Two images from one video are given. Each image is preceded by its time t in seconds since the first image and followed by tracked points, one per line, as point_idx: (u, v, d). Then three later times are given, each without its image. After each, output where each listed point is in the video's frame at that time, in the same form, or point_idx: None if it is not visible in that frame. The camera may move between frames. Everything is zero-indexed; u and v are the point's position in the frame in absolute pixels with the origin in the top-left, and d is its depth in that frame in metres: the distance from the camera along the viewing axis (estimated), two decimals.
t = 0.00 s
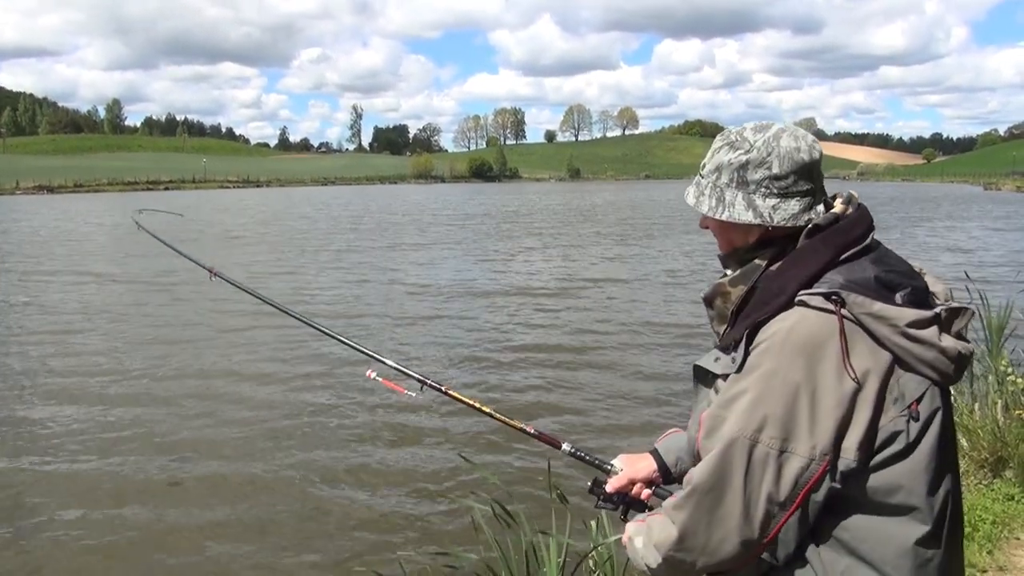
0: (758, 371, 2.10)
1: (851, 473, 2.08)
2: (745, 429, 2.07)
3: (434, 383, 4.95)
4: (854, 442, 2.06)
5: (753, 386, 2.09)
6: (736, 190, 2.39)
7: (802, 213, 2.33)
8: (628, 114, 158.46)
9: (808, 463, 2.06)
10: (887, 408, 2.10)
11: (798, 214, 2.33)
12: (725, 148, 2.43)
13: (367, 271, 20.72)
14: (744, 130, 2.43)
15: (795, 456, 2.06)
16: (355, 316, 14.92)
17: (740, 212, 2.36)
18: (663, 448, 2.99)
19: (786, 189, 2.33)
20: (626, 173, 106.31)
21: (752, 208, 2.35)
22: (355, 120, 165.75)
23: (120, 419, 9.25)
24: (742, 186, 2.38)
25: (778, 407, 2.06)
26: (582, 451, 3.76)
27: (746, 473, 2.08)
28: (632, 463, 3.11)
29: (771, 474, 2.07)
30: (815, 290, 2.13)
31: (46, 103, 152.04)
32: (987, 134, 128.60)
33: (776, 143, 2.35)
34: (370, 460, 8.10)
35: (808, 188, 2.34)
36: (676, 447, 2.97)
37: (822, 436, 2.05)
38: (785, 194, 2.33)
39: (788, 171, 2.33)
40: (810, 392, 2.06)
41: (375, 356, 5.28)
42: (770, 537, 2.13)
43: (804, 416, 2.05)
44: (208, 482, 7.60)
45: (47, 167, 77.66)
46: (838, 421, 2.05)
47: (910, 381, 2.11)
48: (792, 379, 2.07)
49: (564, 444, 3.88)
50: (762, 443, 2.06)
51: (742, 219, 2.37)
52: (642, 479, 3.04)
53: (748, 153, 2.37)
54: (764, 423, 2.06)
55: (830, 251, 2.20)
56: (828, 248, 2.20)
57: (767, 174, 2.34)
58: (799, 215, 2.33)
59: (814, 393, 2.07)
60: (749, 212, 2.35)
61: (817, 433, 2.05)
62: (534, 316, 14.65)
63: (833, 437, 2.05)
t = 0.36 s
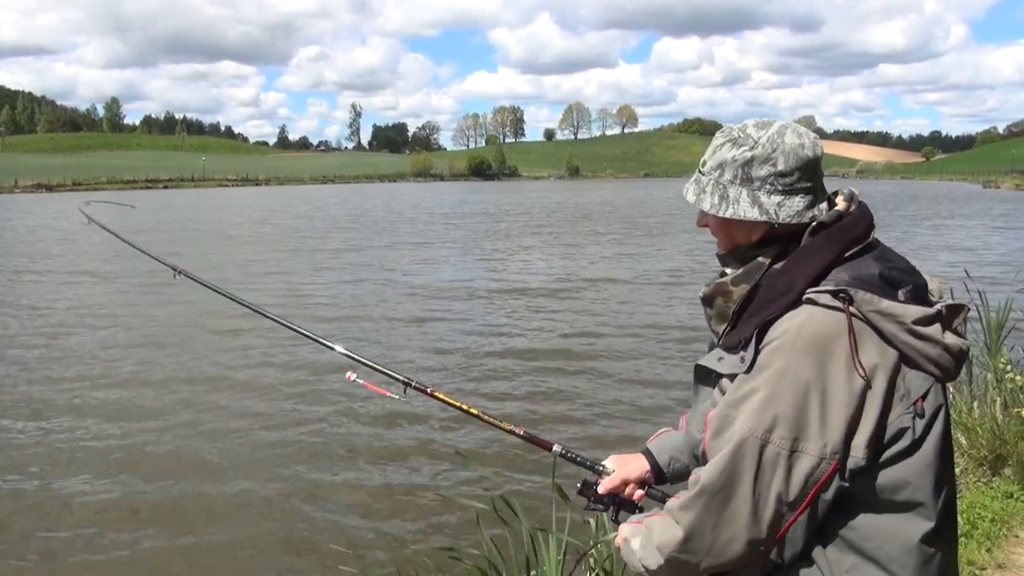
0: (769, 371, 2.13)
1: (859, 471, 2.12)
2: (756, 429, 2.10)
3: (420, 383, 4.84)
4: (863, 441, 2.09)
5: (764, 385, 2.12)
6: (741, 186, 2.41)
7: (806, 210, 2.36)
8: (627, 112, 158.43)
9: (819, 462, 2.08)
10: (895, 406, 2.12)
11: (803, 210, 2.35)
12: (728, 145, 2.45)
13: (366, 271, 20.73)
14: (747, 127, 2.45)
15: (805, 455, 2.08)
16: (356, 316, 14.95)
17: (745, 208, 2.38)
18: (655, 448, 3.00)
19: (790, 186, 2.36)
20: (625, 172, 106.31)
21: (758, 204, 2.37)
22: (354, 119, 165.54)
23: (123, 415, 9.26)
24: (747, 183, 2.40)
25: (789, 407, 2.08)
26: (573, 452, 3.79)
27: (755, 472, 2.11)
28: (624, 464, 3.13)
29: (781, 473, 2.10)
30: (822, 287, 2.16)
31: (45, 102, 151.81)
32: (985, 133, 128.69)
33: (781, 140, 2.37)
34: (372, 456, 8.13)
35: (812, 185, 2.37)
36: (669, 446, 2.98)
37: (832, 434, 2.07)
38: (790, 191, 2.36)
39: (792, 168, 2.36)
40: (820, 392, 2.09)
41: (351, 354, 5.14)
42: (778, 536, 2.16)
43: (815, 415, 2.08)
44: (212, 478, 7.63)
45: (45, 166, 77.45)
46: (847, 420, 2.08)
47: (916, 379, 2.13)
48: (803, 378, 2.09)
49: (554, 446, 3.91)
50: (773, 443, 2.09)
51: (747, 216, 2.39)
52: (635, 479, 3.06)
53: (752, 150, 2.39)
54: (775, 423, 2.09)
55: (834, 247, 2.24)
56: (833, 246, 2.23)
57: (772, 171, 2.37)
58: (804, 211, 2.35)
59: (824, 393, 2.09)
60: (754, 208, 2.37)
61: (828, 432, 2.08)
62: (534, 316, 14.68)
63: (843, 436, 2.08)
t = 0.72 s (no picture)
0: (782, 359, 2.11)
1: (870, 460, 2.10)
2: (767, 416, 2.08)
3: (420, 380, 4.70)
4: (873, 429, 2.07)
5: (775, 374, 2.10)
6: (757, 179, 2.40)
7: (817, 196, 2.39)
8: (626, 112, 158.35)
9: (829, 450, 2.07)
10: (902, 397, 2.13)
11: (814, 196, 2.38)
12: (731, 145, 2.46)
13: (366, 271, 20.72)
14: (742, 129, 2.49)
15: (816, 443, 2.07)
16: (354, 317, 14.91)
17: (767, 198, 2.37)
18: (659, 446, 3.01)
19: (799, 172, 2.40)
20: (625, 171, 106.28)
21: (780, 192, 2.37)
22: (354, 118, 165.42)
23: (121, 419, 9.23)
24: (762, 175, 2.40)
25: (801, 395, 2.06)
26: (575, 450, 3.78)
27: (766, 460, 2.09)
28: (628, 461, 3.11)
29: (792, 460, 2.08)
30: (831, 279, 2.16)
31: (45, 101, 151.71)
32: (984, 132, 128.71)
33: (778, 133, 2.44)
34: (372, 458, 8.10)
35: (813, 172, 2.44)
36: (674, 444, 2.99)
37: (843, 422, 2.06)
38: (800, 178, 2.40)
39: (798, 155, 2.41)
40: (831, 380, 2.07)
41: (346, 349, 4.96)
42: (787, 526, 2.14)
43: (827, 402, 2.06)
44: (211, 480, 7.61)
45: (44, 166, 77.37)
46: (857, 408, 2.07)
47: (922, 370, 2.14)
48: (815, 367, 2.08)
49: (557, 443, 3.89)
50: (785, 431, 2.07)
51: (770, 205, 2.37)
52: (638, 477, 3.04)
53: (759, 144, 2.42)
54: (787, 410, 2.06)
55: (843, 242, 2.23)
56: (839, 239, 2.23)
57: (782, 160, 2.40)
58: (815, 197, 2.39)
59: (836, 381, 2.08)
60: (776, 197, 2.36)
61: (839, 420, 2.06)
62: (533, 317, 14.67)
63: (853, 423, 2.06)
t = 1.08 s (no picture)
0: (817, 332, 2.15)
1: (893, 435, 2.15)
2: (800, 384, 2.11)
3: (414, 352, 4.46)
4: (897, 405, 2.13)
5: (809, 345, 2.14)
6: (804, 160, 2.49)
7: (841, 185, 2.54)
8: (626, 115, 158.45)
9: (856, 422, 2.11)
10: (923, 377, 2.17)
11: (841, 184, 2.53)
12: (770, 130, 2.55)
13: (366, 275, 20.77)
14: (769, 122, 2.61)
15: (844, 414, 2.10)
16: (354, 321, 14.93)
17: (818, 174, 2.46)
18: (655, 436, 3.07)
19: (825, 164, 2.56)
20: (624, 174, 106.35)
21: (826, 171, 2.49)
22: (354, 121, 165.84)
23: (122, 422, 9.24)
24: (807, 157, 2.51)
25: (833, 366, 2.10)
26: (571, 436, 3.81)
27: (797, 428, 2.12)
28: (624, 450, 3.18)
29: (821, 430, 2.11)
30: (860, 261, 2.20)
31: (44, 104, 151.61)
32: (984, 135, 128.83)
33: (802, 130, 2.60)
34: (375, 463, 8.15)
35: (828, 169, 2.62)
36: (669, 436, 3.05)
37: (871, 396, 2.10)
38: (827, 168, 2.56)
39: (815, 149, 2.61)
40: (863, 353, 2.11)
41: (339, 317, 4.67)
42: (808, 496, 2.18)
43: (857, 375, 2.10)
44: (216, 484, 7.64)
45: (44, 169, 77.36)
46: (884, 382, 2.11)
47: (940, 354, 2.20)
48: (848, 339, 2.11)
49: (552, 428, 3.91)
50: (816, 400, 2.11)
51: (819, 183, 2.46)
52: (634, 466, 3.12)
53: (795, 131, 2.54)
54: (820, 379, 2.10)
55: (867, 230, 2.27)
56: (865, 227, 2.28)
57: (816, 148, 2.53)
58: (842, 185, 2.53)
59: (868, 354, 2.12)
60: (823, 176, 2.47)
61: (867, 393, 2.11)
62: (534, 320, 14.72)
63: (880, 397, 2.11)
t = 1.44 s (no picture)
0: (818, 341, 2.15)
1: (890, 448, 2.16)
2: (798, 393, 2.12)
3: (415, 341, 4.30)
4: (897, 417, 2.13)
5: (810, 352, 2.15)
6: (812, 166, 2.50)
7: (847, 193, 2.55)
8: (629, 119, 158.63)
9: (854, 433, 2.12)
10: (925, 391, 2.18)
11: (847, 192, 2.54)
12: (781, 135, 2.56)
13: (369, 280, 20.85)
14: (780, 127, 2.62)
15: (843, 425, 2.11)
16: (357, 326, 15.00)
17: (825, 182, 2.47)
18: (658, 435, 3.09)
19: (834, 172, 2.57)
20: (627, 178, 106.49)
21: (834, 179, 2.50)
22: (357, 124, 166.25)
23: (122, 430, 9.29)
24: (816, 163, 2.52)
25: (833, 376, 2.11)
26: (571, 433, 3.81)
27: (794, 436, 2.13)
28: (625, 450, 3.20)
29: (819, 439, 2.12)
30: (866, 271, 2.21)
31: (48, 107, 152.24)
32: (987, 139, 128.78)
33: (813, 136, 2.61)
34: (377, 472, 8.21)
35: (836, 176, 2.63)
36: (671, 435, 3.07)
37: (871, 407, 2.11)
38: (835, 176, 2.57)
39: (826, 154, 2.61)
40: (864, 362, 2.12)
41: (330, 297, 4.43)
42: (804, 505, 2.20)
43: (858, 387, 2.11)
44: (213, 496, 7.67)
45: (48, 172, 77.66)
46: (884, 394, 2.12)
47: (942, 367, 2.20)
48: (850, 348, 2.12)
49: (552, 425, 3.91)
50: (815, 409, 2.12)
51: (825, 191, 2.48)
52: (635, 466, 3.14)
53: (805, 137, 2.56)
54: (820, 388, 2.11)
55: (874, 239, 2.29)
56: (870, 237, 2.29)
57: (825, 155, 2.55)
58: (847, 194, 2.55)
59: (869, 365, 2.12)
60: (830, 184, 2.48)
61: (866, 404, 2.11)
62: (536, 326, 14.78)
63: (880, 408, 2.12)
